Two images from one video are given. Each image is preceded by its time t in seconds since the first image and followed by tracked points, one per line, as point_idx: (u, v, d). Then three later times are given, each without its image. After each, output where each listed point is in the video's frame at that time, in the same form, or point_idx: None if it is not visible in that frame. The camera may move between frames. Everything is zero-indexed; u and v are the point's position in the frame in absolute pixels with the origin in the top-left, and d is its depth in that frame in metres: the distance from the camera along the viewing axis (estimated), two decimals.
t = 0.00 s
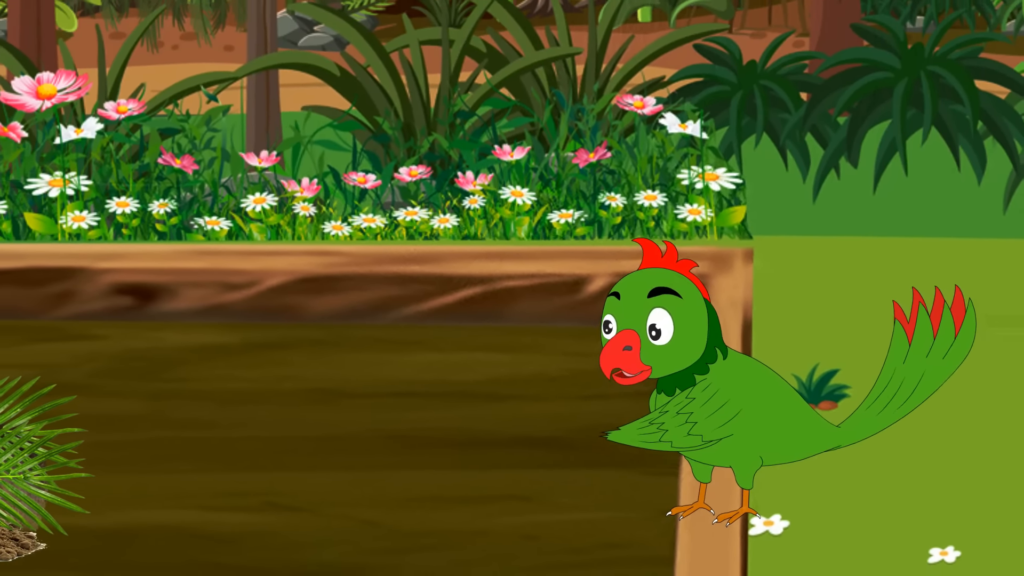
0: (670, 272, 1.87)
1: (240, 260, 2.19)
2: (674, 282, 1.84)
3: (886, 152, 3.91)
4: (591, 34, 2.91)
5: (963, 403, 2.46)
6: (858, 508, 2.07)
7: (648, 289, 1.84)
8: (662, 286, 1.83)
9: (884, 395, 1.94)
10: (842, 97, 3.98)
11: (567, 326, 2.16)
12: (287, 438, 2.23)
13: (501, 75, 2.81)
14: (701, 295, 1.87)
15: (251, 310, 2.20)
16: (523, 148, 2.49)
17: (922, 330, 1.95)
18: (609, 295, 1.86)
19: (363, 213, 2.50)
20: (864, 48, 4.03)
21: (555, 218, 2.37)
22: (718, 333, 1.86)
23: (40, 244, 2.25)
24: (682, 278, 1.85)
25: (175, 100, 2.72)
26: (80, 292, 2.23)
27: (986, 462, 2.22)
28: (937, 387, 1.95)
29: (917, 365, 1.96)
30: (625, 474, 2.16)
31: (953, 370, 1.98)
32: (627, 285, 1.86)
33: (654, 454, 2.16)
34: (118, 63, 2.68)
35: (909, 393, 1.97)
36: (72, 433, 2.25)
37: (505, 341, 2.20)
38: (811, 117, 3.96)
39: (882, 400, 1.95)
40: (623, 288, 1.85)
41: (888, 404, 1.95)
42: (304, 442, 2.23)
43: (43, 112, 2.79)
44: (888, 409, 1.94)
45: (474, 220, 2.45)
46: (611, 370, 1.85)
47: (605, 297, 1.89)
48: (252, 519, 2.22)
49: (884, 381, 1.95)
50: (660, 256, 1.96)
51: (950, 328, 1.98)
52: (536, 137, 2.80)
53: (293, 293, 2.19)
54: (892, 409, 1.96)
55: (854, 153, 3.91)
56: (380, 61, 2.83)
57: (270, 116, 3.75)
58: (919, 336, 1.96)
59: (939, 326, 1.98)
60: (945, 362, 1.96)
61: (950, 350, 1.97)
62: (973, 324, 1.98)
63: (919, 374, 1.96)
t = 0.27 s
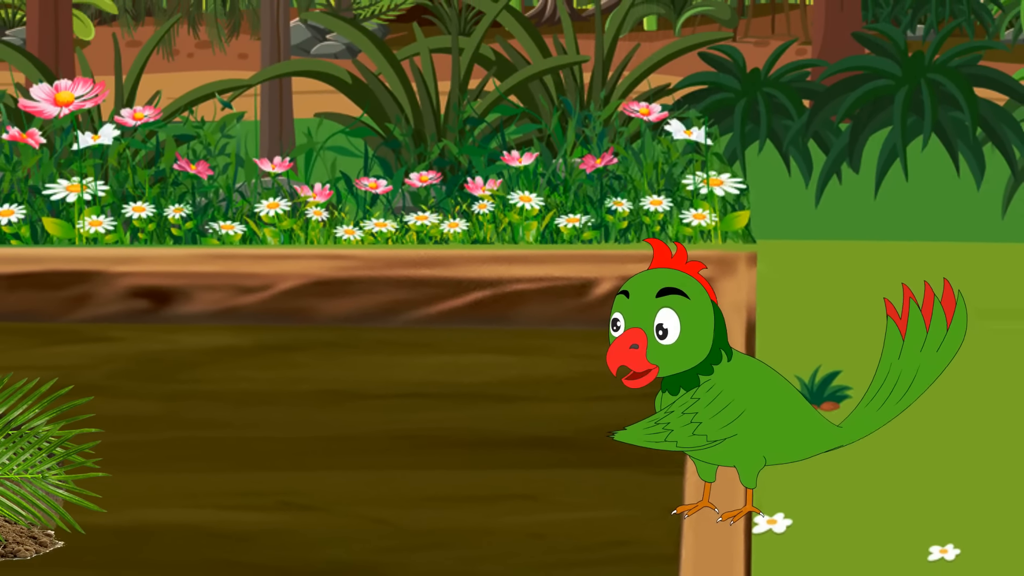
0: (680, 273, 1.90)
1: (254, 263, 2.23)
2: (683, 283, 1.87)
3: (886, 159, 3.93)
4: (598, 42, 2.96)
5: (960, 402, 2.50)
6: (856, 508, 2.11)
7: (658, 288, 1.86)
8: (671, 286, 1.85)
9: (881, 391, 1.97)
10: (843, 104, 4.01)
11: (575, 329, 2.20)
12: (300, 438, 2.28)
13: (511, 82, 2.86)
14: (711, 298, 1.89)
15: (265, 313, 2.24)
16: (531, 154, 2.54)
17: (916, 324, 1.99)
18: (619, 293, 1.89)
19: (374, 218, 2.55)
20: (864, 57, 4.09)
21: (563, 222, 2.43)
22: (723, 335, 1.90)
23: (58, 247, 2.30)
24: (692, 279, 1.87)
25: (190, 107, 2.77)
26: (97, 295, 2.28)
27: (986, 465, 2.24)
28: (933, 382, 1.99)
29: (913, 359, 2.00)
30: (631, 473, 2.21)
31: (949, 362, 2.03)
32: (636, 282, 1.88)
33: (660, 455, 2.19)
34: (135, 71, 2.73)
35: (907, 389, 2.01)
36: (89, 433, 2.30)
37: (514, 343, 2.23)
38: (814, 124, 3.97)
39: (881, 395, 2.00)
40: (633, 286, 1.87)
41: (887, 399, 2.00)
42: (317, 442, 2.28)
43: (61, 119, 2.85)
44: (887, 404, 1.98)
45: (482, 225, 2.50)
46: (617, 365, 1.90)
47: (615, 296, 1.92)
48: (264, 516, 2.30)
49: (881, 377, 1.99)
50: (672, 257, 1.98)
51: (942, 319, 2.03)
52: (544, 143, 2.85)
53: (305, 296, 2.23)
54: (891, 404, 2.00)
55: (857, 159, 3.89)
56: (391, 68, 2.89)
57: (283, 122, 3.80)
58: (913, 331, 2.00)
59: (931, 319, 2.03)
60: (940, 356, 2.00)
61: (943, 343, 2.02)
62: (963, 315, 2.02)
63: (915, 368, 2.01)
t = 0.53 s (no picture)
0: (679, 281, 1.92)
1: (268, 266, 2.26)
2: (683, 291, 1.89)
3: (887, 166, 3.94)
4: (606, 50, 3.00)
5: (972, 403, 2.47)
6: (860, 504, 2.15)
7: (659, 298, 1.88)
8: (672, 295, 1.88)
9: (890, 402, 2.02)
10: (846, 110, 4.04)
11: (583, 331, 2.25)
12: (314, 438, 2.33)
13: (519, 89, 2.90)
14: (710, 303, 1.93)
15: (278, 316, 2.29)
16: (539, 160, 2.59)
17: (930, 342, 2.04)
18: (620, 304, 1.91)
19: (385, 222, 2.61)
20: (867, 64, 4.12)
21: (570, 227, 2.49)
22: (727, 339, 1.94)
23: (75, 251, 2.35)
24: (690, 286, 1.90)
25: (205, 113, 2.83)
26: (114, 299, 2.33)
27: (987, 452, 2.29)
28: (942, 398, 2.05)
29: (922, 376, 2.05)
30: (637, 473, 2.25)
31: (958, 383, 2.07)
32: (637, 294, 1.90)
33: (664, 454, 2.25)
34: (151, 79, 2.79)
35: (914, 401, 2.06)
36: (108, 434, 2.36)
37: (522, 345, 2.27)
38: (815, 130, 3.99)
39: (887, 406, 2.04)
40: (634, 298, 1.89)
41: (893, 410, 2.04)
42: (330, 441, 2.33)
43: (79, 125, 2.91)
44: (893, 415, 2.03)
45: (492, 229, 2.56)
46: (623, 376, 1.90)
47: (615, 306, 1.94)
48: (276, 514, 2.35)
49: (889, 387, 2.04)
50: (666, 267, 2.02)
51: (957, 343, 2.07)
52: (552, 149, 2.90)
53: (319, 299, 2.27)
54: (896, 415, 2.05)
55: (858, 164, 3.91)
56: (402, 75, 2.93)
57: (296, 128, 3.86)
58: (926, 348, 2.05)
59: (946, 340, 2.07)
60: (949, 374, 2.05)
61: (954, 363, 2.06)
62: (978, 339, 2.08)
63: (924, 384, 2.05)
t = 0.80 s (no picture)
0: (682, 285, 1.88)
1: (281, 271, 2.49)
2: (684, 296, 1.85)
3: (887, 172, 3.96)
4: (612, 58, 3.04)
5: (978, 410, 2.47)
6: (856, 505, 2.13)
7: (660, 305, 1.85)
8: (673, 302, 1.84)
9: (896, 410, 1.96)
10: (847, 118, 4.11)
11: (587, 332, 2.45)
12: (325, 437, 2.37)
13: (528, 97, 2.96)
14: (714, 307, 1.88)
15: (294, 318, 2.52)
16: (548, 166, 2.66)
17: (937, 353, 1.98)
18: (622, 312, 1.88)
19: (397, 227, 2.70)
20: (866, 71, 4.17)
21: (578, 231, 2.58)
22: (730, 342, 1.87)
23: (93, 258, 2.58)
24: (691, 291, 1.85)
25: (221, 120, 2.89)
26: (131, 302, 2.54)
27: (986, 454, 2.28)
28: (947, 409, 1.98)
29: (927, 388, 1.99)
30: (643, 472, 2.26)
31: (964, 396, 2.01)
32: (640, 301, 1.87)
33: (670, 454, 2.29)
34: (167, 86, 2.84)
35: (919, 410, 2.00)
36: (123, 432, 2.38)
37: (529, 347, 2.50)
38: (817, 136, 4.05)
39: (892, 414, 1.98)
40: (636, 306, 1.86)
41: (896, 417, 1.99)
42: (342, 441, 2.36)
43: (98, 133, 2.99)
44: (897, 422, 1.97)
45: (501, 234, 2.67)
46: (631, 383, 1.88)
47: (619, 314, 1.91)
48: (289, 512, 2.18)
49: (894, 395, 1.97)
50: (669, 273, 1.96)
51: (964, 356, 2.01)
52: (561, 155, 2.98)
53: (334, 302, 2.50)
54: (899, 422, 1.99)
55: (859, 169, 3.95)
56: (413, 83, 2.98)
57: (311, 136, 3.93)
58: (933, 360, 1.99)
59: (953, 352, 2.01)
60: (955, 385, 1.99)
61: (961, 375, 2.00)
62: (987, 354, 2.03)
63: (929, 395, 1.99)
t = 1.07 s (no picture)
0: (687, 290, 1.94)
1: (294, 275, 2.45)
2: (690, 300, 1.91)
3: (887, 177, 3.98)
4: (619, 66, 3.09)
5: (979, 412, 2.49)
6: (857, 506, 2.16)
7: (666, 308, 1.91)
8: (679, 306, 1.90)
9: (897, 410, 2.03)
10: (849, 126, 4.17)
11: (597, 335, 2.43)
12: (339, 437, 2.43)
13: (536, 104, 3.00)
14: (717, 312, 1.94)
15: (305, 321, 2.47)
16: (556, 172, 2.74)
17: (937, 354, 2.05)
18: (630, 316, 1.94)
19: (408, 231, 2.77)
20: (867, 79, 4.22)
21: (585, 236, 2.66)
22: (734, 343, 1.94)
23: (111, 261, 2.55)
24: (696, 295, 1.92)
25: (236, 126, 2.95)
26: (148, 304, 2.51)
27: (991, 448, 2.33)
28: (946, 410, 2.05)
29: (927, 389, 2.05)
30: (650, 471, 2.33)
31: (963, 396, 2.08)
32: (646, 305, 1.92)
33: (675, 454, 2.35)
34: (182, 94, 2.90)
35: (919, 410, 2.06)
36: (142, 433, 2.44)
37: (538, 349, 2.45)
38: (820, 143, 4.10)
39: (893, 414, 2.05)
40: (643, 309, 1.92)
41: (897, 418, 2.06)
42: (356, 440, 2.43)
43: (115, 140, 3.05)
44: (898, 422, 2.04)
45: (510, 238, 2.73)
46: (636, 385, 1.94)
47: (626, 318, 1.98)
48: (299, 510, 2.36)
49: (895, 396, 2.04)
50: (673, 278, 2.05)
51: (963, 358, 2.08)
52: (568, 160, 3.07)
53: (344, 306, 2.46)
54: (900, 422, 2.06)
55: (861, 175, 4.02)
56: (425, 91, 3.03)
57: (323, 140, 3.98)
58: (933, 361, 2.06)
59: (952, 353, 2.08)
60: (955, 386, 2.06)
61: (960, 376, 2.07)
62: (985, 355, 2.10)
63: (929, 395, 2.06)
